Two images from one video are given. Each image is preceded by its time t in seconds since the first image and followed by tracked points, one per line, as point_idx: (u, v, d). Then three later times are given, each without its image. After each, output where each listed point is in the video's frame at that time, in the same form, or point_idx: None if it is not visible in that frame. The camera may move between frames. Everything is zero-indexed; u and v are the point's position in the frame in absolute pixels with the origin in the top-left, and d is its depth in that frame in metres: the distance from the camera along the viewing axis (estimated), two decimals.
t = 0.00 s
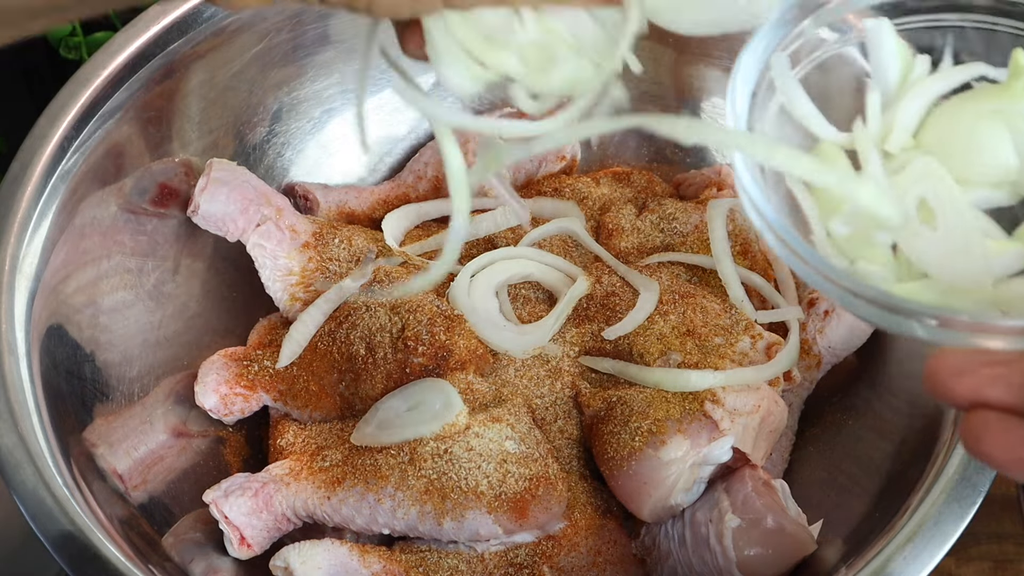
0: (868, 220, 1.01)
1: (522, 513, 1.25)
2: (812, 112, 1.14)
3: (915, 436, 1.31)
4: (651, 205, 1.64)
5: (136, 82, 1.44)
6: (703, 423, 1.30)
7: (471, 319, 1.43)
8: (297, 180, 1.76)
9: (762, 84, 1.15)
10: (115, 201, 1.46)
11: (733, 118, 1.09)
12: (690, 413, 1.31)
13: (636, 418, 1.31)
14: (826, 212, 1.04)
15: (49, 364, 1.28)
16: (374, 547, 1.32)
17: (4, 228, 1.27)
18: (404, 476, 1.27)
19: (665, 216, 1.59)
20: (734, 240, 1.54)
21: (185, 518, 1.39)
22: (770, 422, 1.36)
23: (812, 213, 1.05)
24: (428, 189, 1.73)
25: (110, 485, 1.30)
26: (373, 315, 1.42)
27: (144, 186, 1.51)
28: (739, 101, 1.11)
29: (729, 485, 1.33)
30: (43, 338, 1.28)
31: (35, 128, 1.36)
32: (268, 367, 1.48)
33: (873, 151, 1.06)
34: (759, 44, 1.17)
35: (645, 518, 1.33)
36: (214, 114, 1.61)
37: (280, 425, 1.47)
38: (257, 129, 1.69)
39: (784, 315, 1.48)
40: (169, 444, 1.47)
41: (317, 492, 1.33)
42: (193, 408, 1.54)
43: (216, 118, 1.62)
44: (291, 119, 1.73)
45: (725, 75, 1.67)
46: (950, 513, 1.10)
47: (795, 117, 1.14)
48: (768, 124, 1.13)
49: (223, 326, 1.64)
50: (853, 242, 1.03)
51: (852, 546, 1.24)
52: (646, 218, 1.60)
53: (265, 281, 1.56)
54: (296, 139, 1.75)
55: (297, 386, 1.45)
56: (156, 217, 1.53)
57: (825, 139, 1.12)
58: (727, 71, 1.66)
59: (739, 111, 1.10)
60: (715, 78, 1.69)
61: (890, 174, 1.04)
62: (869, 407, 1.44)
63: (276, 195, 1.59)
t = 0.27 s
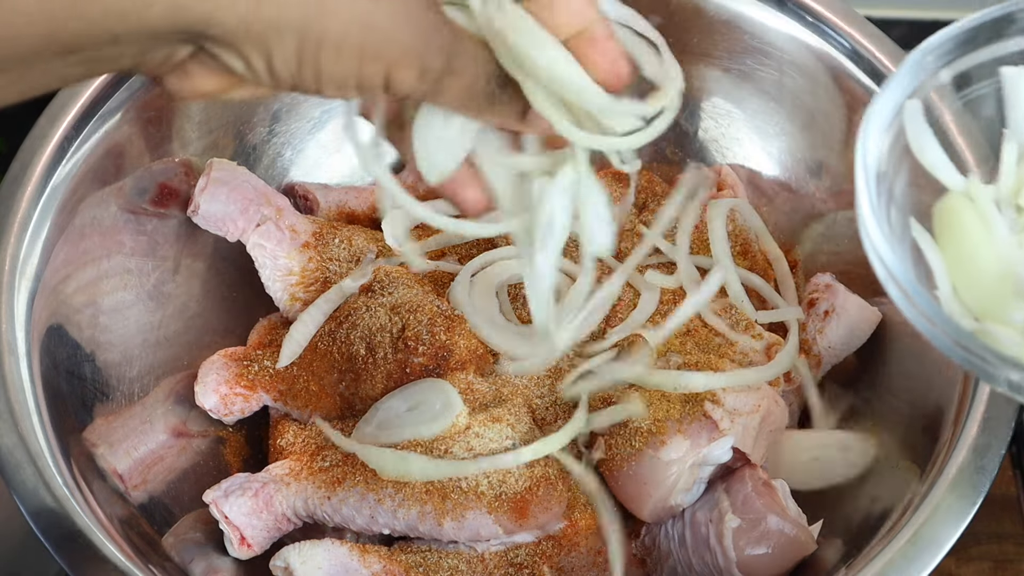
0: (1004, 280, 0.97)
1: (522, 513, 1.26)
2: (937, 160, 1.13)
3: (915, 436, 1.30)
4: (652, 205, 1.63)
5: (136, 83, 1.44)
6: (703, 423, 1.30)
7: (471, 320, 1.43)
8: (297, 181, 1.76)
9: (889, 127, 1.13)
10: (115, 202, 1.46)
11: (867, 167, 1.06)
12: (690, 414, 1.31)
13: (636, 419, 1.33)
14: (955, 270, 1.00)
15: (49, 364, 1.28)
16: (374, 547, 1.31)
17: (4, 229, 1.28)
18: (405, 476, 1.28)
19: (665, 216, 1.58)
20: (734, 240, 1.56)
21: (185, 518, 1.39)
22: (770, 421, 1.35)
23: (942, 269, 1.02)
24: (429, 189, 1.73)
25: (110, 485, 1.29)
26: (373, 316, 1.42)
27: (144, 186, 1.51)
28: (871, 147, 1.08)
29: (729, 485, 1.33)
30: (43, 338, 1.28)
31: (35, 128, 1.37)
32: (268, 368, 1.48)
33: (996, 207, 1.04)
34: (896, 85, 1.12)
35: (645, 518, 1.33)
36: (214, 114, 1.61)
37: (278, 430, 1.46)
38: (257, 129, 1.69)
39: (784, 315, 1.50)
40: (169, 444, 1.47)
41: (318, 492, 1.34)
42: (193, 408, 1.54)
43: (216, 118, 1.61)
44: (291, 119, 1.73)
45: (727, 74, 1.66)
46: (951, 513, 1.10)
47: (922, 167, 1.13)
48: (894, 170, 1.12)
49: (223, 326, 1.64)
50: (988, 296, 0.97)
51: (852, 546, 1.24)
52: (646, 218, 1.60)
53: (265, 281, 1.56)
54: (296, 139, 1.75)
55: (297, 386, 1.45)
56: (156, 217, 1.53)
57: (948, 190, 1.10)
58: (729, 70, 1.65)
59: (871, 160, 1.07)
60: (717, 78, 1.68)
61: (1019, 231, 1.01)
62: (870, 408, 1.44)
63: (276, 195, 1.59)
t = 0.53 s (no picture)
0: None
1: (522, 513, 1.27)
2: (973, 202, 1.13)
3: (915, 436, 1.30)
4: (651, 205, 1.64)
5: (137, 82, 1.44)
6: (703, 423, 1.30)
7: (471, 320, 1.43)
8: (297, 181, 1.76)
9: (924, 165, 1.14)
10: (115, 202, 1.46)
11: (900, 206, 1.07)
12: (691, 414, 1.31)
13: (636, 419, 1.33)
14: (989, 309, 1.02)
15: (49, 364, 1.28)
16: (374, 547, 1.31)
17: (4, 229, 1.28)
18: (404, 477, 1.28)
19: (665, 216, 1.58)
20: (734, 240, 1.55)
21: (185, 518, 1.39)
22: (770, 421, 1.35)
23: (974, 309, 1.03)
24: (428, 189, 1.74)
25: (110, 485, 1.29)
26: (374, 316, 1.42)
27: (144, 186, 1.51)
28: (903, 186, 1.10)
29: (729, 485, 1.33)
30: (43, 338, 1.28)
31: (35, 128, 1.37)
32: (269, 367, 1.48)
33: None
34: (933, 123, 1.14)
35: (645, 517, 1.33)
36: (214, 114, 1.61)
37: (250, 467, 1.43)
38: (257, 129, 1.69)
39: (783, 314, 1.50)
40: (169, 444, 1.47)
41: (317, 492, 1.34)
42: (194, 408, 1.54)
43: (216, 118, 1.61)
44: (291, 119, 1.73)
45: (728, 74, 1.65)
46: (950, 513, 1.10)
47: (956, 206, 1.13)
48: (930, 205, 1.13)
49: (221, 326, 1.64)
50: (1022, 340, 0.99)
51: (852, 546, 1.24)
52: (647, 218, 1.59)
53: (265, 281, 1.56)
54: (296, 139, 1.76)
55: (297, 386, 1.45)
56: (157, 217, 1.53)
57: (982, 229, 1.11)
58: (729, 70, 1.65)
59: (902, 198, 1.09)
60: (718, 78, 1.67)
61: None
62: (869, 408, 1.45)
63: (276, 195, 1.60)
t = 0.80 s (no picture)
0: None
1: (522, 513, 1.27)
2: (959, 170, 1.12)
3: (915, 436, 1.30)
4: (651, 205, 1.64)
5: (137, 81, 1.44)
6: (703, 423, 1.30)
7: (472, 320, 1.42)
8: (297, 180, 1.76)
9: (911, 132, 1.15)
10: (115, 201, 1.46)
11: (887, 177, 1.08)
12: (691, 414, 1.31)
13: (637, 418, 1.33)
14: (978, 284, 1.00)
15: (49, 363, 1.28)
16: (374, 547, 1.31)
17: (4, 229, 1.28)
18: (403, 477, 1.27)
19: (665, 216, 1.58)
20: (734, 240, 1.56)
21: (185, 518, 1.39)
22: (770, 422, 1.35)
23: (964, 284, 1.01)
24: (429, 189, 1.74)
25: (110, 485, 1.29)
26: (373, 315, 1.41)
27: (144, 186, 1.51)
28: (890, 157, 1.11)
29: (729, 485, 1.33)
30: (43, 338, 1.28)
31: (35, 128, 1.37)
32: (269, 367, 1.48)
33: (1020, 216, 1.04)
34: (921, 88, 1.14)
35: (645, 518, 1.33)
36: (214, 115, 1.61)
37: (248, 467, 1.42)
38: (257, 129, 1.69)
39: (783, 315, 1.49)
40: (169, 444, 1.47)
41: (318, 492, 1.34)
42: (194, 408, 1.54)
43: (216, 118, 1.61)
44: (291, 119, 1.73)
45: (727, 74, 1.65)
46: (950, 514, 1.10)
47: (944, 174, 1.13)
48: (919, 174, 1.14)
49: (221, 326, 1.64)
50: (1013, 316, 0.96)
51: (852, 546, 1.24)
52: (646, 218, 1.60)
53: (265, 281, 1.56)
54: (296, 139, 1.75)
55: (297, 387, 1.45)
56: (157, 217, 1.54)
57: (971, 200, 1.10)
58: (729, 70, 1.65)
59: (890, 172, 1.09)
60: (718, 78, 1.67)
61: None
62: (869, 407, 1.45)
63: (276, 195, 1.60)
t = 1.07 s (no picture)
0: (977, 306, 0.91)
1: (522, 514, 1.27)
2: (905, 176, 1.05)
3: (915, 436, 1.30)
4: (651, 205, 1.64)
5: (137, 81, 1.44)
6: (703, 423, 1.30)
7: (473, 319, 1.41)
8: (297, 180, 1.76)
9: (853, 141, 1.09)
10: (115, 201, 1.46)
11: (827, 190, 1.03)
12: (690, 414, 1.31)
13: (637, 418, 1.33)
14: (923, 293, 0.94)
15: (49, 363, 1.28)
16: (374, 547, 1.31)
17: (4, 228, 1.28)
18: (403, 477, 1.27)
19: (665, 216, 1.58)
20: (734, 240, 1.56)
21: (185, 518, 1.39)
22: (770, 421, 1.35)
23: (910, 294, 0.95)
24: (429, 189, 1.74)
25: (110, 485, 1.29)
26: (375, 318, 1.43)
27: (144, 186, 1.51)
28: (832, 169, 1.06)
29: (729, 485, 1.33)
30: (43, 338, 1.28)
31: (35, 128, 1.37)
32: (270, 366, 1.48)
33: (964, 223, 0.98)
34: (862, 94, 1.09)
35: (645, 518, 1.33)
36: (214, 115, 1.61)
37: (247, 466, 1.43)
38: (257, 129, 1.69)
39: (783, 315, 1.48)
40: (169, 444, 1.47)
41: (317, 492, 1.34)
42: (193, 407, 1.54)
43: (216, 118, 1.61)
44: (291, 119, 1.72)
45: (728, 74, 1.65)
46: (950, 514, 1.10)
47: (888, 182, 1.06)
48: (862, 185, 1.09)
49: (221, 326, 1.64)
50: (958, 324, 0.92)
51: (852, 546, 1.24)
52: (646, 218, 1.60)
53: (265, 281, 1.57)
54: (296, 139, 1.75)
55: (297, 387, 1.45)
56: (156, 217, 1.54)
57: (916, 207, 1.03)
58: (730, 70, 1.65)
59: (832, 184, 1.04)
60: (718, 78, 1.67)
61: (987, 248, 0.95)
62: (870, 407, 1.45)
63: (276, 195, 1.60)
